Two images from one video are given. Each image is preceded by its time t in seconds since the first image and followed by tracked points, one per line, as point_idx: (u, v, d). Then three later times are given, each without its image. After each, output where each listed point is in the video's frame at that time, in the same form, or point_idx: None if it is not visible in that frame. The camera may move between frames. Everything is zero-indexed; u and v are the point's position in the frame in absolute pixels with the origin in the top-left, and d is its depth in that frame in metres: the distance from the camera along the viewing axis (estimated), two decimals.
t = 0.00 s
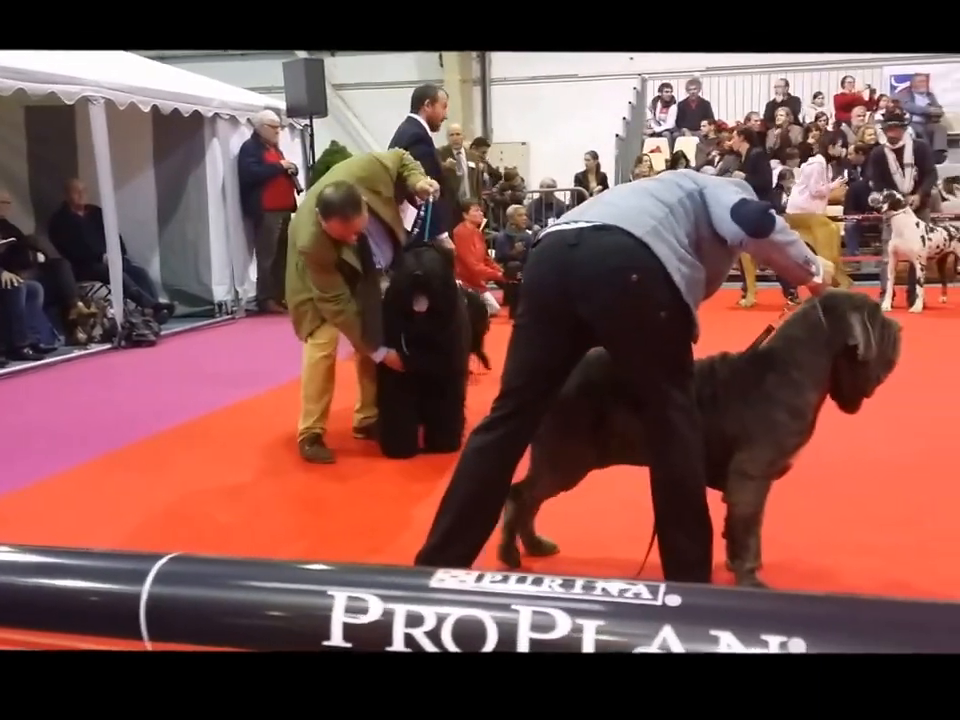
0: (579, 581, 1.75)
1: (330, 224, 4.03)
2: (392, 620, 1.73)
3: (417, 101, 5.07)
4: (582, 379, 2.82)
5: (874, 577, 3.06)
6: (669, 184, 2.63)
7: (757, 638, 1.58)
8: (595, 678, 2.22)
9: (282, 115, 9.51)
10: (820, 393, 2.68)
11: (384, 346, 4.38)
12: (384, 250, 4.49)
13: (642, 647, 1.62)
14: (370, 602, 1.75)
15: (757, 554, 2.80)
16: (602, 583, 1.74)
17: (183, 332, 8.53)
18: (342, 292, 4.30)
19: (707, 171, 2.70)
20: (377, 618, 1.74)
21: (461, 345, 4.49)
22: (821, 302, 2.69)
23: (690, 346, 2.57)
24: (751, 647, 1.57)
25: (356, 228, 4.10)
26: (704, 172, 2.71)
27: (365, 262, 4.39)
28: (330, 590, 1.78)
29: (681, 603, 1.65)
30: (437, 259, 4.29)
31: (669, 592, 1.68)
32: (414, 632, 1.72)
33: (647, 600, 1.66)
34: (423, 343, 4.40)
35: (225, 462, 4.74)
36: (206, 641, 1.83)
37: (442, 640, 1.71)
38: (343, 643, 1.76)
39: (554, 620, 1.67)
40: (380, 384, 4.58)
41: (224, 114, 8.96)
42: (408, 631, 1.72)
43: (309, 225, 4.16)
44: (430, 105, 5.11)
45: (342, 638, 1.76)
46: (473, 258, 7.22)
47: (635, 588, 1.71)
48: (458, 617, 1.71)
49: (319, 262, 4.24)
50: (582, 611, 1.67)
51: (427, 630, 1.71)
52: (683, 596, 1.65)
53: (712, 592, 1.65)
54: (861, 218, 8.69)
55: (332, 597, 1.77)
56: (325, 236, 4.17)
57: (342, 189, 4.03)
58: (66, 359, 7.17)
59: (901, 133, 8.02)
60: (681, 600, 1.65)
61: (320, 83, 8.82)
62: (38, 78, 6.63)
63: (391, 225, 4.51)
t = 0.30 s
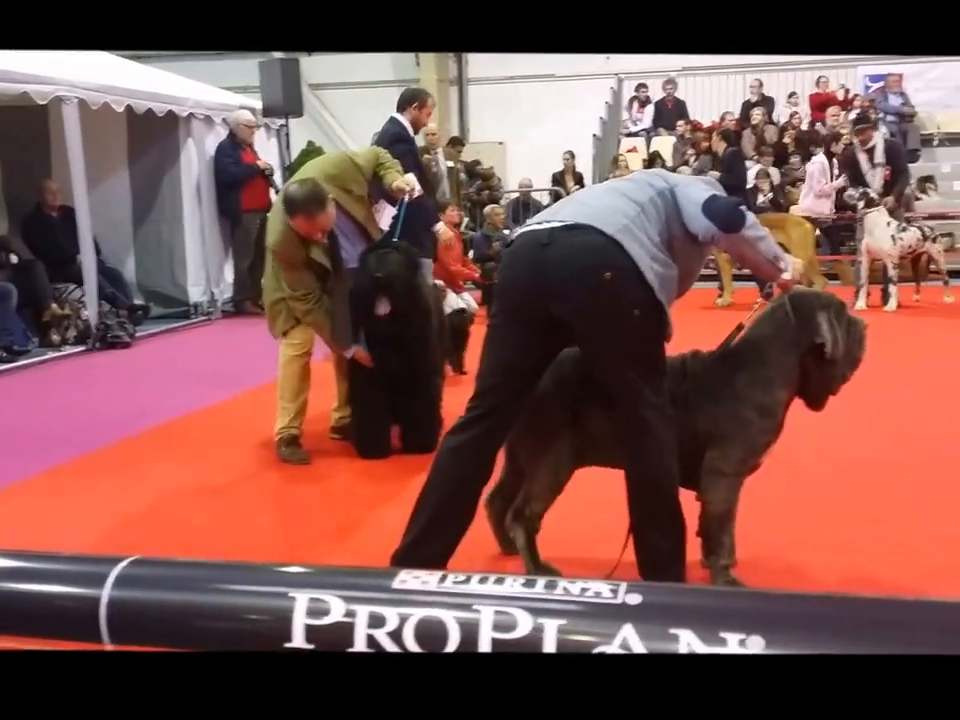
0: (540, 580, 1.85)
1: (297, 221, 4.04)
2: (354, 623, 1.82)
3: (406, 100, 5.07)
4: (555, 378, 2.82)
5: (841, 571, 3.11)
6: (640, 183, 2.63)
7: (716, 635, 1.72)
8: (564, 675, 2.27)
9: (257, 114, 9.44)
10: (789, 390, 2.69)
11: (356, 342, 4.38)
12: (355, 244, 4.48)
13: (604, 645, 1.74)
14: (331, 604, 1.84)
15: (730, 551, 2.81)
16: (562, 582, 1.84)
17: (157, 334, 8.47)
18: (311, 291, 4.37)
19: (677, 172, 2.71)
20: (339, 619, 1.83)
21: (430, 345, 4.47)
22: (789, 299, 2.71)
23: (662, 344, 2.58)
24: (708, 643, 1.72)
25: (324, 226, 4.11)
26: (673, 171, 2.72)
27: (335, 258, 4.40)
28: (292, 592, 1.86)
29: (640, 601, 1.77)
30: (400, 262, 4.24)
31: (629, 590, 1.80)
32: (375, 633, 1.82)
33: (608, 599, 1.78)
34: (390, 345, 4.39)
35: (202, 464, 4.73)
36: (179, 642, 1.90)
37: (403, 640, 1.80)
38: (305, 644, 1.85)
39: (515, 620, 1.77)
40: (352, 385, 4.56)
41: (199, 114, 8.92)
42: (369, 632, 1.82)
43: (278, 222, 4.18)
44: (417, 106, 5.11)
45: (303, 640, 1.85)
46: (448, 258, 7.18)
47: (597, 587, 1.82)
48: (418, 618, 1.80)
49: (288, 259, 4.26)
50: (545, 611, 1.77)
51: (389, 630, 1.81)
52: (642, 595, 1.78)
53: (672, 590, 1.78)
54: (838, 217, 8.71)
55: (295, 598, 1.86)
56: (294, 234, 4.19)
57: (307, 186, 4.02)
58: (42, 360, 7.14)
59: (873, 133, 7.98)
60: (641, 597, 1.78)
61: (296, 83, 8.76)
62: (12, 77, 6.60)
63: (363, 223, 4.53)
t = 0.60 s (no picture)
0: (499, 579, 1.91)
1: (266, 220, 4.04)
2: (313, 623, 1.87)
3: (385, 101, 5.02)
4: (527, 378, 2.82)
5: (816, 568, 3.12)
6: (611, 184, 2.64)
7: (671, 633, 1.78)
8: (521, 675, 2.30)
9: (230, 113, 9.37)
10: (760, 388, 2.70)
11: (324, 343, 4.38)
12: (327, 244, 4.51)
13: (562, 643, 1.80)
14: (290, 605, 1.89)
15: (705, 549, 2.83)
16: (522, 581, 1.90)
17: (131, 336, 8.43)
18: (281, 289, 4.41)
19: (647, 171, 2.71)
20: (297, 620, 1.88)
21: (401, 347, 4.50)
22: (759, 298, 2.72)
23: (633, 344, 2.58)
24: (664, 640, 1.78)
25: (296, 223, 4.10)
26: (645, 172, 2.73)
27: (306, 257, 4.38)
28: (251, 595, 1.91)
29: (598, 598, 1.84)
30: (366, 264, 4.27)
31: (586, 589, 1.86)
32: (335, 633, 1.87)
33: (567, 597, 1.84)
34: (365, 345, 4.40)
35: (174, 466, 4.68)
36: (142, 643, 1.94)
37: (362, 640, 1.86)
38: (265, 646, 1.90)
39: (474, 620, 1.83)
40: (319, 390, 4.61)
41: (171, 113, 8.88)
42: (328, 632, 1.87)
43: (251, 216, 4.18)
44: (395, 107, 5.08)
45: (264, 641, 1.90)
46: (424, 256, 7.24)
47: (555, 584, 1.88)
48: (377, 619, 1.85)
49: (259, 254, 4.26)
50: (502, 610, 1.83)
51: (348, 630, 1.86)
52: (599, 593, 1.84)
53: (629, 587, 1.84)
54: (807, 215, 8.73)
55: (255, 600, 1.91)
56: (264, 230, 4.19)
57: (280, 182, 4.02)
58: (14, 363, 7.07)
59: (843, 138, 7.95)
60: (598, 595, 1.84)
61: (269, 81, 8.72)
62: None
63: (337, 224, 4.52)
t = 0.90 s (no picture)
0: (456, 580, 2.09)
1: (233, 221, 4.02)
2: (269, 624, 2.04)
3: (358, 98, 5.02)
4: (500, 379, 2.83)
5: (786, 565, 3.15)
6: (588, 182, 2.65)
7: (625, 632, 1.98)
8: (476, 674, 2.27)
9: (200, 112, 9.28)
10: (731, 388, 2.72)
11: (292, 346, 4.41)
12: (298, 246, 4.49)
13: (517, 643, 1.98)
14: (247, 608, 2.06)
15: (676, 546, 2.84)
16: (478, 581, 2.08)
17: (102, 336, 8.36)
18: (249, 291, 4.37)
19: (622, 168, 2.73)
20: (253, 622, 2.04)
21: (370, 349, 4.49)
22: (726, 297, 2.75)
23: (608, 345, 2.60)
24: (617, 638, 1.97)
25: (263, 226, 4.08)
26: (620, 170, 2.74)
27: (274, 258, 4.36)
28: (207, 597, 2.09)
29: (552, 596, 2.03)
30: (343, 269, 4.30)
31: (542, 589, 2.05)
32: (290, 634, 2.04)
33: (522, 597, 2.03)
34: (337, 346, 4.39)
35: (145, 467, 4.67)
36: (112, 645, 2.10)
37: (317, 641, 2.03)
38: (220, 648, 2.07)
39: (430, 620, 2.00)
40: (287, 393, 4.60)
41: (141, 113, 8.83)
42: (284, 633, 2.04)
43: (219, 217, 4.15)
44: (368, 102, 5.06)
45: (219, 643, 2.06)
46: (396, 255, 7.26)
47: (510, 584, 2.07)
48: (332, 620, 2.02)
49: (226, 255, 4.23)
50: (458, 611, 2.01)
51: (304, 632, 2.03)
52: (554, 591, 2.04)
53: (592, 588, 2.03)
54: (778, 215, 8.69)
55: (211, 603, 2.08)
56: (232, 232, 4.17)
57: (247, 185, 4.00)
58: None
59: (807, 143, 7.92)
60: (553, 595, 2.03)
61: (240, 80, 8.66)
62: None
63: (305, 225, 4.49)
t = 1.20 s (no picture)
0: (408, 580, 2.16)
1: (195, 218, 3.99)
2: (222, 628, 2.10)
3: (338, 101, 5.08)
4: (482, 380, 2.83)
5: (755, 562, 3.19)
6: (584, 173, 2.66)
7: (578, 632, 2.07)
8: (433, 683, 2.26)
9: (167, 112, 9.19)
10: (700, 385, 2.75)
11: (258, 346, 4.36)
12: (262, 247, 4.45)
13: (470, 644, 2.06)
14: (199, 611, 2.12)
15: (645, 544, 2.86)
16: (431, 582, 2.15)
17: (70, 337, 8.30)
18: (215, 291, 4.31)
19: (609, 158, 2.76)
20: (205, 625, 2.11)
21: (337, 350, 4.52)
22: (690, 295, 2.77)
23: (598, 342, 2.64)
24: (569, 639, 2.06)
25: (226, 224, 4.04)
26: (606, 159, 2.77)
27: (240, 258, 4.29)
28: (160, 601, 2.14)
29: (505, 596, 2.11)
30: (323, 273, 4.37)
31: (494, 589, 2.13)
32: (243, 637, 2.10)
33: (476, 598, 2.11)
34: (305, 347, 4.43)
35: (112, 467, 4.65)
36: (72, 646, 2.14)
37: (270, 644, 2.09)
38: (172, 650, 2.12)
39: (382, 622, 2.08)
40: (260, 395, 4.61)
41: (108, 112, 8.77)
42: (236, 636, 2.10)
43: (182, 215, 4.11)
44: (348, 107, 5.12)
45: (171, 646, 2.12)
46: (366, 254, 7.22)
47: (463, 584, 2.15)
48: (285, 623, 2.09)
49: (190, 254, 4.18)
50: (410, 612, 2.09)
51: (256, 635, 2.10)
52: (507, 592, 2.12)
53: (561, 589, 2.12)
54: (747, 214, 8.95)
55: (163, 607, 2.13)
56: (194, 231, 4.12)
57: (209, 183, 4.00)
58: None
59: (775, 138, 7.95)
60: (506, 596, 2.11)
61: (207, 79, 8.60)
62: None
63: (271, 224, 4.48)
